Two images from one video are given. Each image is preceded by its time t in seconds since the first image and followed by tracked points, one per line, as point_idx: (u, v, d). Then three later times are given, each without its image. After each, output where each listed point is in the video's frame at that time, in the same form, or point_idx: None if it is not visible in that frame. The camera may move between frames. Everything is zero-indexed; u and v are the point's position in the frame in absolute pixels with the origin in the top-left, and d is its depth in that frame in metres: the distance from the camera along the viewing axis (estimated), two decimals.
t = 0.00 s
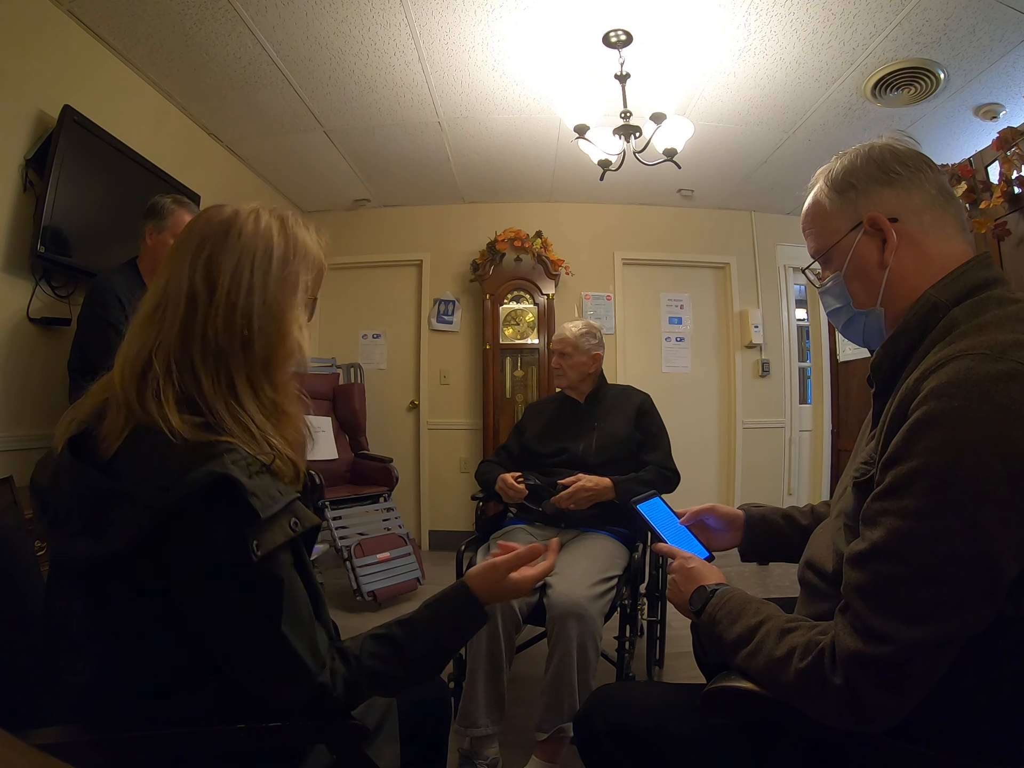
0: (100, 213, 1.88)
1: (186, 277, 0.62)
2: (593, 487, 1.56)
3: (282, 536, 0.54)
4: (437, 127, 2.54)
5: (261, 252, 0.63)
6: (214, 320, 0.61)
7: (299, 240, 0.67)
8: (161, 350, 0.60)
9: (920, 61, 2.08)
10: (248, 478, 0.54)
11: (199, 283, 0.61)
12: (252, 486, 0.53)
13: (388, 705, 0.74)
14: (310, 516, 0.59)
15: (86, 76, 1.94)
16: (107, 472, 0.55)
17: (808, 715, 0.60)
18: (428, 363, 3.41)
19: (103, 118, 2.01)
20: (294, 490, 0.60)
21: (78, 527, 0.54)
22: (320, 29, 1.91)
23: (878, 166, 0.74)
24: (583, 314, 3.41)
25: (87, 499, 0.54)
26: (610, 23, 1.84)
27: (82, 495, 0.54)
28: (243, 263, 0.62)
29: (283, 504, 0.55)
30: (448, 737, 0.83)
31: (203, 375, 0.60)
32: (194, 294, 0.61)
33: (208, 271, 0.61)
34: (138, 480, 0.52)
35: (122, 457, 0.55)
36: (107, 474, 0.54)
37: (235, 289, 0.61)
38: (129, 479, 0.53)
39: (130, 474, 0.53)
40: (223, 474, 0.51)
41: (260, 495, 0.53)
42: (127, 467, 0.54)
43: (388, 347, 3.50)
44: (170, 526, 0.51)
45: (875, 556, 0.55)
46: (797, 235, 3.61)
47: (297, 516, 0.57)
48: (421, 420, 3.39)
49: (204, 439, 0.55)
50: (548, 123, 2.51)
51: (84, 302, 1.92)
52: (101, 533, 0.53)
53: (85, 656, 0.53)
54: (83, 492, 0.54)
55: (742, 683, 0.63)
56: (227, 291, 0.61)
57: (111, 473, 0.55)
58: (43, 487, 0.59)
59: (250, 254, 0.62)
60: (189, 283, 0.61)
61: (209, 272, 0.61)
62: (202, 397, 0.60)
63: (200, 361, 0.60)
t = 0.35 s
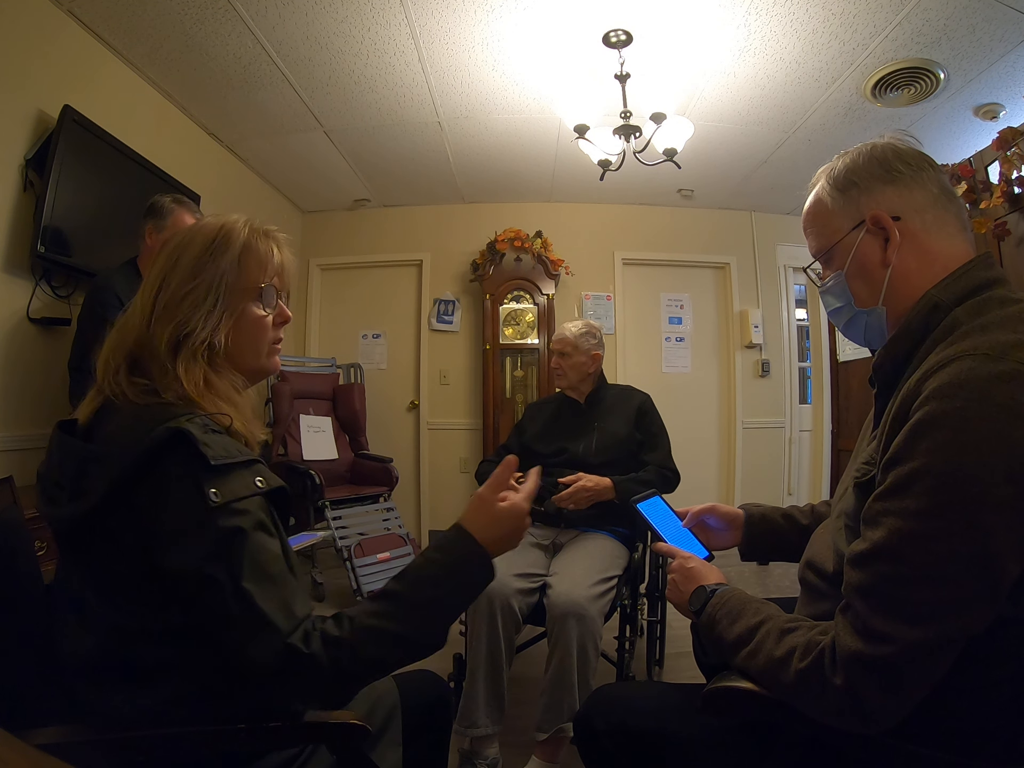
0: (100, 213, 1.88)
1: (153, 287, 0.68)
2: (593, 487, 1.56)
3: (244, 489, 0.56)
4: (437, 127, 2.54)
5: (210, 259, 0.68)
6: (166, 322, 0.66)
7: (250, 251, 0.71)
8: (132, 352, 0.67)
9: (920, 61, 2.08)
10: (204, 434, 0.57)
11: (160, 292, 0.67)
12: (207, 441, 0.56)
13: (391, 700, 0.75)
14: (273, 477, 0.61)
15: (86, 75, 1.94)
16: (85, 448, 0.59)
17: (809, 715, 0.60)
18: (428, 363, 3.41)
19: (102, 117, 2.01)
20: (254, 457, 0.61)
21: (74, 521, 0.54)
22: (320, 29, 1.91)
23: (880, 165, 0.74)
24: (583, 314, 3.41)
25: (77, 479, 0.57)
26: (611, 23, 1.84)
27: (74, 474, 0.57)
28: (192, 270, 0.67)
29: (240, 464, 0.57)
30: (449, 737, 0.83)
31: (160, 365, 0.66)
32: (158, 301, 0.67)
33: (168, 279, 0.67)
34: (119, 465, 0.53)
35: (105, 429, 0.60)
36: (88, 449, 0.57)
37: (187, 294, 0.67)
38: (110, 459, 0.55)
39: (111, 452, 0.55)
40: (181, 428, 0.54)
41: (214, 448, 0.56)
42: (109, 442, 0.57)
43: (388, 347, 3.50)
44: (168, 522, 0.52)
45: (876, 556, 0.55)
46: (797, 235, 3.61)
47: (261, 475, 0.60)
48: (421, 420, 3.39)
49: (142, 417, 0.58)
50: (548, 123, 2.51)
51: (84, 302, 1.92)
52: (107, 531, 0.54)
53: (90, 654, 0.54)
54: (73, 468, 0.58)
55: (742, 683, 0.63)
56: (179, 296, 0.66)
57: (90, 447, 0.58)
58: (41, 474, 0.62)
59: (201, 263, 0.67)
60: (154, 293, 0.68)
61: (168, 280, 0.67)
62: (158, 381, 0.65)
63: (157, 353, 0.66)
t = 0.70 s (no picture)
0: (100, 213, 1.88)
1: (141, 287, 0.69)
2: (592, 486, 1.56)
3: (209, 489, 0.57)
4: (437, 127, 2.54)
5: (197, 261, 0.68)
6: (151, 323, 0.67)
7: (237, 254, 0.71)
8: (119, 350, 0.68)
9: (920, 61, 2.08)
10: (174, 433, 0.57)
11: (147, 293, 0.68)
12: (174, 438, 0.57)
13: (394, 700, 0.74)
14: (240, 477, 0.63)
15: (86, 76, 1.94)
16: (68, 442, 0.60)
17: (810, 716, 0.60)
18: (428, 363, 3.41)
19: (102, 118, 2.01)
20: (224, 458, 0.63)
21: (64, 513, 0.56)
22: (320, 29, 1.91)
23: (881, 165, 0.74)
24: (583, 314, 3.41)
25: (65, 474, 0.59)
26: (611, 23, 1.84)
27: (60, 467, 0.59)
28: (179, 272, 0.67)
29: (206, 460, 0.59)
30: (449, 736, 0.84)
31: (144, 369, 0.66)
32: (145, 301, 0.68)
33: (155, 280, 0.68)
34: (100, 463, 0.54)
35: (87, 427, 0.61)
36: (72, 446, 0.59)
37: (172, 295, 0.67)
38: (91, 458, 0.55)
39: (94, 450, 0.56)
40: (148, 424, 0.55)
41: (182, 446, 0.57)
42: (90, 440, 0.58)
43: (388, 347, 3.50)
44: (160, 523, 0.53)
45: (877, 557, 0.55)
46: (797, 235, 3.61)
47: (231, 476, 0.62)
48: (421, 420, 3.39)
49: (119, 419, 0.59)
50: (548, 123, 2.51)
51: (84, 303, 1.92)
52: (108, 531, 0.54)
53: (94, 653, 0.54)
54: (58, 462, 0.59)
55: (742, 683, 0.63)
56: (164, 297, 0.67)
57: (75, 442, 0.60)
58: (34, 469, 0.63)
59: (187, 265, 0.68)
60: (142, 292, 0.69)
61: (156, 281, 0.68)
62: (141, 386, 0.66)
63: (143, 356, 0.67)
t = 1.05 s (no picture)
0: (100, 213, 1.88)
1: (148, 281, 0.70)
2: (591, 486, 1.57)
3: (215, 472, 0.58)
4: (437, 127, 2.54)
5: (209, 259, 0.70)
6: (162, 316, 0.68)
7: (248, 254, 0.74)
8: (125, 342, 0.68)
9: (920, 61, 2.08)
10: (182, 416, 0.59)
11: (156, 287, 0.69)
12: (180, 422, 0.58)
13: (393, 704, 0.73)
14: (243, 461, 0.64)
15: (86, 76, 1.94)
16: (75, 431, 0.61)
17: (809, 717, 0.60)
18: (428, 363, 3.41)
19: (102, 118, 2.01)
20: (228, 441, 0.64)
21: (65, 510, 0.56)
22: (321, 29, 1.91)
23: (881, 164, 0.74)
24: (583, 314, 3.41)
25: (67, 466, 0.59)
26: (610, 23, 1.84)
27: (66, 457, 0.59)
28: (190, 268, 0.69)
29: (211, 443, 0.60)
30: (449, 736, 0.84)
31: (156, 363, 0.67)
32: (154, 295, 0.69)
33: (163, 275, 0.69)
34: (106, 450, 0.55)
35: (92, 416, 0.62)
36: (74, 438, 0.59)
37: (184, 290, 0.68)
38: (99, 448, 0.56)
39: (99, 442, 0.56)
40: (154, 410, 0.57)
41: (189, 429, 0.58)
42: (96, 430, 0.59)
43: (388, 347, 3.50)
44: (164, 521, 0.53)
45: (877, 557, 0.55)
46: (797, 235, 3.61)
47: (235, 459, 0.62)
48: (421, 420, 3.39)
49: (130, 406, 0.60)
50: (548, 122, 2.51)
51: (84, 302, 1.92)
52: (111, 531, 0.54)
53: (96, 654, 0.54)
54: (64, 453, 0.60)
55: (742, 683, 0.63)
56: (178, 293, 0.68)
57: (79, 431, 0.60)
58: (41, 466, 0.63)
59: (199, 261, 0.69)
60: (149, 286, 0.69)
61: (165, 275, 0.69)
62: (153, 379, 0.67)
63: (155, 350, 0.68)
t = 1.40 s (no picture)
0: (100, 213, 1.88)
1: (145, 279, 0.70)
2: (592, 486, 1.56)
3: (213, 476, 0.59)
4: (437, 127, 2.54)
5: (209, 259, 0.70)
6: (160, 315, 0.68)
7: (248, 255, 0.74)
8: (121, 341, 0.68)
9: (920, 61, 2.08)
10: (177, 420, 0.59)
11: (154, 287, 0.69)
12: (178, 426, 0.58)
13: (395, 705, 0.73)
14: (239, 461, 0.64)
15: (85, 76, 1.94)
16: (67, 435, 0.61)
17: (810, 716, 0.60)
18: (428, 362, 3.41)
19: (101, 118, 2.01)
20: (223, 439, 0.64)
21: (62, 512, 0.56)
22: (320, 29, 1.91)
23: (882, 164, 0.74)
24: (583, 314, 3.41)
25: (63, 469, 0.59)
26: (611, 23, 1.84)
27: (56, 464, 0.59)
28: (189, 268, 0.69)
29: (210, 447, 0.60)
30: (449, 736, 0.84)
31: (153, 363, 0.67)
32: (151, 295, 0.69)
33: (161, 275, 0.69)
34: (103, 455, 0.55)
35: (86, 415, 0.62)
36: (70, 441, 0.59)
37: (183, 290, 0.68)
38: (94, 451, 0.56)
39: (97, 445, 0.56)
40: (153, 414, 0.57)
41: (186, 434, 0.58)
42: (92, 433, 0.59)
43: (388, 347, 3.50)
44: (165, 522, 0.53)
45: (878, 557, 0.55)
46: (797, 235, 3.61)
47: (232, 462, 0.63)
48: (421, 420, 3.39)
49: (129, 408, 0.60)
50: (548, 122, 2.51)
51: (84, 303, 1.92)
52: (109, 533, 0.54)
53: (95, 653, 0.54)
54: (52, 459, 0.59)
55: (742, 683, 0.63)
56: (176, 294, 0.68)
57: (75, 434, 0.60)
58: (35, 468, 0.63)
59: (198, 262, 0.69)
60: (145, 286, 0.69)
61: (163, 276, 0.69)
62: (149, 380, 0.67)
63: (151, 351, 0.68)
